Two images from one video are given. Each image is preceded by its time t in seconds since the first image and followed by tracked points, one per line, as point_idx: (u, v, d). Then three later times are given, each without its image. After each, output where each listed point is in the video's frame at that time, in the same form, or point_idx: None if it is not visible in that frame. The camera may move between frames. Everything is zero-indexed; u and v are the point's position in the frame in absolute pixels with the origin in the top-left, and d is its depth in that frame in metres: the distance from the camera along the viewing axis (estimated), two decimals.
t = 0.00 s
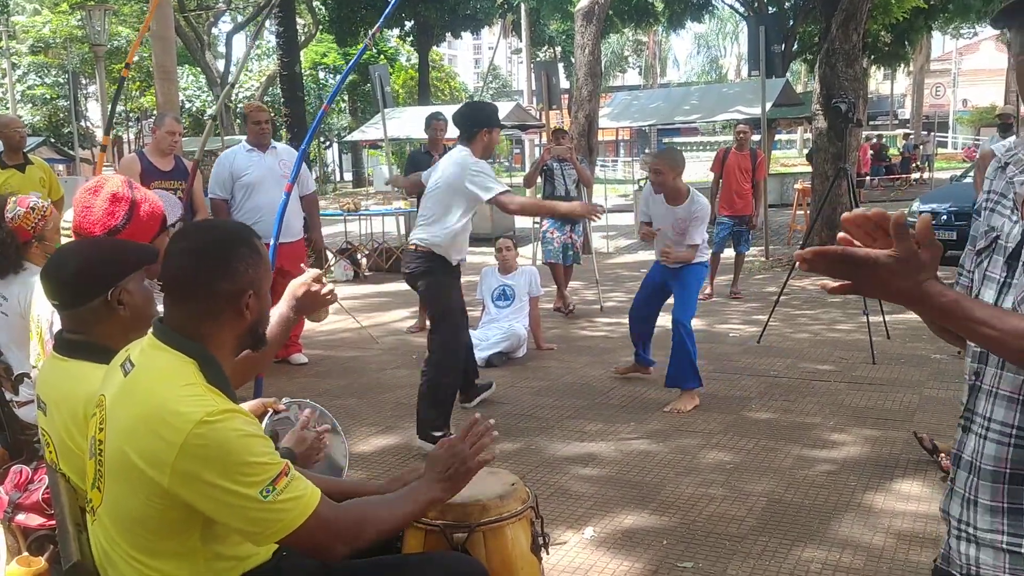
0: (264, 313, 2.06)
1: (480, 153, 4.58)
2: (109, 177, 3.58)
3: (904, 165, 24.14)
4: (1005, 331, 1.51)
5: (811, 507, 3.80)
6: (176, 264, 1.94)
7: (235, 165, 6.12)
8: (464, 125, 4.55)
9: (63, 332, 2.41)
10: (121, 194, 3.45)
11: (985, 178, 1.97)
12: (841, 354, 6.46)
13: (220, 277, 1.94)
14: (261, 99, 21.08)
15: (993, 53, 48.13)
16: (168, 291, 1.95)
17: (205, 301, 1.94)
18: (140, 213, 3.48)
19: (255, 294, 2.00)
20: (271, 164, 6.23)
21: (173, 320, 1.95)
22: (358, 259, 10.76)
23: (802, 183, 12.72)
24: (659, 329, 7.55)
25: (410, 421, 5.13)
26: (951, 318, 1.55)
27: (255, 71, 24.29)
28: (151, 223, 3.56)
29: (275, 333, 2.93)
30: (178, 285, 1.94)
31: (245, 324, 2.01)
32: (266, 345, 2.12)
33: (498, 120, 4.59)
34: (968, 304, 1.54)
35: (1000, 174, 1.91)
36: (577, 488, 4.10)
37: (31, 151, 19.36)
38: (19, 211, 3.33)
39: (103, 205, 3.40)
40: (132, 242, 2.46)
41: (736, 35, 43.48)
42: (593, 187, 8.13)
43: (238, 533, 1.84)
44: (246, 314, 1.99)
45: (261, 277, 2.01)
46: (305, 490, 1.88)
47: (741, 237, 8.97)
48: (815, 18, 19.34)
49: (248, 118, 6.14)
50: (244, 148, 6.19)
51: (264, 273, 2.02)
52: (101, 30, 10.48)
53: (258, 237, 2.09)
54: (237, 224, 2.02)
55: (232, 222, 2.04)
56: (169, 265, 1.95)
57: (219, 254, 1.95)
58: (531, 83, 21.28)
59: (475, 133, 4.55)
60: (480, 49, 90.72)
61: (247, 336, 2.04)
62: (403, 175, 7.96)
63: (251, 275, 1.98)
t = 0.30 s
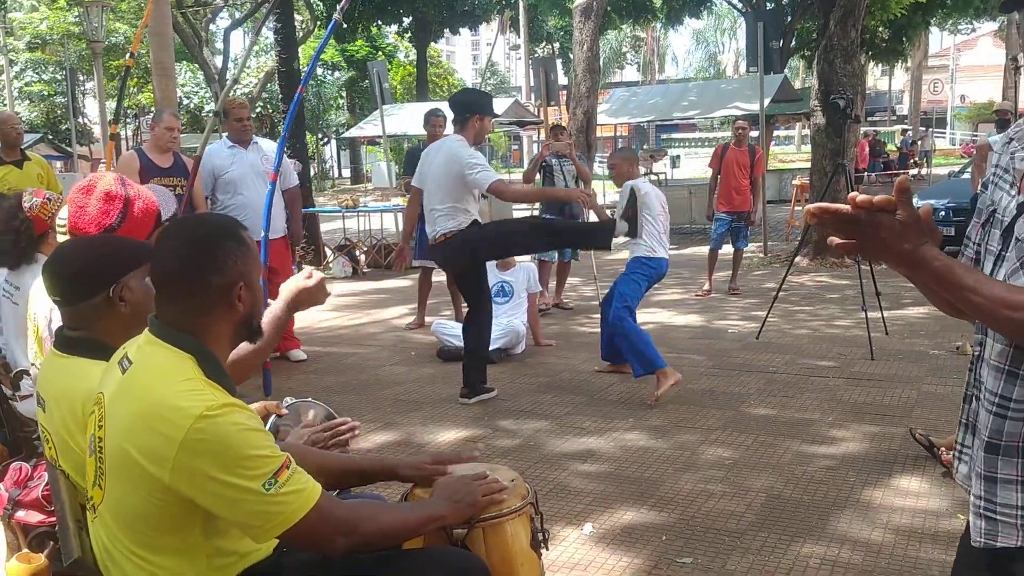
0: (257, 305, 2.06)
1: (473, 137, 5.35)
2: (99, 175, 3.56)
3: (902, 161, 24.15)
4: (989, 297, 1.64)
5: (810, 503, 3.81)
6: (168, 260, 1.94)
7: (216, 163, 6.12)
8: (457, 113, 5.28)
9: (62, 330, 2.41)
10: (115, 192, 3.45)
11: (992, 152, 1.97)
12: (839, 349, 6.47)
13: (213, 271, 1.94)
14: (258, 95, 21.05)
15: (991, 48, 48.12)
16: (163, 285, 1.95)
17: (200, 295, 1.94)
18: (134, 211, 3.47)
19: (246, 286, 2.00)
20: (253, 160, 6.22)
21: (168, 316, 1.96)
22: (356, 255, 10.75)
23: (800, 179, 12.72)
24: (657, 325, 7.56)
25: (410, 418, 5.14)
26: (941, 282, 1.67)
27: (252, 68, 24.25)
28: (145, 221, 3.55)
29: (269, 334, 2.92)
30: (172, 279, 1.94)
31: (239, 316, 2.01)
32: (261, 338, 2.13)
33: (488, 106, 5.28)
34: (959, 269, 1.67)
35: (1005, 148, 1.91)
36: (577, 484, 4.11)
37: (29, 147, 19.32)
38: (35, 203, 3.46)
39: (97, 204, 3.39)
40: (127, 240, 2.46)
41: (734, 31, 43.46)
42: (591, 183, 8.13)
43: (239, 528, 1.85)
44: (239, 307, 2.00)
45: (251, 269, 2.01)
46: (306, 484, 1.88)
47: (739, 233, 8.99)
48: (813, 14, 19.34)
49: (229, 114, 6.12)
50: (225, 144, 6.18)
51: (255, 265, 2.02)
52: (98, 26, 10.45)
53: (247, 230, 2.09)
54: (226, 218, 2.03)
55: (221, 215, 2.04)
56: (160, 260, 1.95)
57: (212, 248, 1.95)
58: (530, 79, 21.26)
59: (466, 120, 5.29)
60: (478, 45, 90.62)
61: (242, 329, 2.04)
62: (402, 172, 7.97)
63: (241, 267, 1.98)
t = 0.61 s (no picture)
0: (254, 298, 2.05)
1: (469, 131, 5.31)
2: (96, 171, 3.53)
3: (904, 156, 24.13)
4: (975, 309, 1.69)
5: (812, 498, 3.81)
6: (165, 254, 1.94)
7: (211, 159, 6.12)
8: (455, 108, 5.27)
9: (64, 324, 2.41)
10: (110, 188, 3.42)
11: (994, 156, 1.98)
12: (841, 344, 6.47)
13: (209, 265, 1.93)
14: (259, 89, 21.00)
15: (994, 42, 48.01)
16: (160, 279, 1.95)
17: (197, 289, 1.94)
18: (128, 209, 3.44)
19: (243, 280, 2.00)
20: (247, 155, 6.24)
21: (166, 311, 1.95)
22: (358, 251, 10.75)
23: (802, 174, 12.70)
24: (659, 320, 7.55)
25: (412, 413, 5.15)
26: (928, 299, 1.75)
27: (253, 62, 24.22)
28: (141, 216, 3.52)
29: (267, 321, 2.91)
30: (169, 274, 1.94)
31: (236, 311, 2.00)
32: (260, 332, 2.13)
33: (486, 98, 5.28)
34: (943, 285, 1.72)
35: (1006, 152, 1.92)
36: (579, 479, 4.11)
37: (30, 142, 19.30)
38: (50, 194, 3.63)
39: (91, 202, 3.37)
40: (124, 234, 2.45)
41: (736, 26, 43.39)
42: (593, 177, 8.12)
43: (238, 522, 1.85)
44: (236, 301, 1.99)
45: (247, 262, 2.01)
46: (306, 478, 1.88)
47: (741, 228, 8.97)
48: (815, 8, 19.31)
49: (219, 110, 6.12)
50: (219, 139, 6.18)
51: (251, 259, 2.02)
52: (99, 21, 10.45)
53: (243, 224, 2.09)
54: (220, 211, 2.02)
55: (217, 210, 2.03)
56: (157, 254, 1.95)
57: (207, 242, 1.95)
58: (531, 73, 21.23)
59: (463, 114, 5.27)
60: (479, 40, 90.51)
61: (240, 323, 2.04)
62: (403, 167, 7.96)
63: (238, 261, 1.98)
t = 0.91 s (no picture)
0: (253, 296, 2.05)
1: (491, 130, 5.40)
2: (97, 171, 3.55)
3: (902, 154, 24.15)
4: (915, 295, 1.70)
5: (810, 495, 3.82)
6: (162, 254, 1.94)
7: (206, 158, 6.11)
8: (477, 108, 5.35)
9: (64, 324, 2.41)
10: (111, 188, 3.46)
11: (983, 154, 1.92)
12: (840, 342, 6.48)
13: (208, 263, 1.94)
14: (257, 88, 20.97)
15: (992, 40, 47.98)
16: (158, 279, 1.95)
17: (195, 288, 1.94)
18: (130, 209, 3.50)
19: (241, 278, 2.00)
20: (242, 154, 6.25)
21: (164, 311, 1.96)
22: (357, 249, 10.75)
23: (800, 172, 12.73)
24: (658, 319, 7.56)
25: (411, 412, 5.16)
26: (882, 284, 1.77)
27: (252, 61, 24.21)
28: (141, 215, 3.58)
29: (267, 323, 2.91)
30: (166, 273, 1.94)
31: (236, 309, 2.01)
32: (260, 329, 2.13)
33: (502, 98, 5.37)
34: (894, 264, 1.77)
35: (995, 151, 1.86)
36: (578, 477, 4.12)
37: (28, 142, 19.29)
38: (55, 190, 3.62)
39: (93, 202, 3.42)
40: (123, 234, 2.46)
41: (734, 24, 43.40)
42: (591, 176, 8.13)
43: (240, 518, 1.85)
44: (234, 299, 1.99)
45: (245, 261, 2.01)
46: (307, 473, 1.88)
47: (740, 226, 8.97)
48: (813, 7, 19.31)
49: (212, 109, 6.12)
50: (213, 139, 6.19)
51: (248, 257, 2.02)
52: (98, 21, 10.44)
53: (241, 222, 2.09)
54: (216, 210, 2.02)
55: (215, 209, 2.04)
56: (155, 254, 1.96)
57: (204, 241, 1.95)
58: (529, 72, 21.22)
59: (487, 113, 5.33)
60: (477, 39, 90.49)
61: (239, 322, 2.04)
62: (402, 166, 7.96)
63: (235, 260, 1.98)
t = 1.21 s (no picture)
0: (257, 300, 2.06)
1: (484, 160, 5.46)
2: (113, 169, 3.57)
3: (899, 152, 24.18)
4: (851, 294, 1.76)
5: (807, 493, 3.83)
6: (166, 256, 1.95)
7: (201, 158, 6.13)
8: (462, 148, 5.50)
9: (59, 324, 2.41)
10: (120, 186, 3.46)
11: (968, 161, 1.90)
12: (837, 340, 6.49)
13: (213, 265, 1.94)
14: (254, 88, 20.97)
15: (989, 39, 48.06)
16: (161, 280, 1.96)
17: (199, 289, 1.95)
18: (139, 207, 3.49)
19: (246, 283, 2.00)
20: (236, 154, 6.26)
21: (168, 313, 1.96)
22: (354, 248, 10.75)
23: (798, 170, 12.75)
24: (656, 317, 7.57)
25: (409, 411, 5.16)
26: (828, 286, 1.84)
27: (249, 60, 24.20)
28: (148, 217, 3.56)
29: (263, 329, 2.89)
30: (170, 275, 1.94)
31: (239, 313, 2.01)
32: (262, 333, 2.13)
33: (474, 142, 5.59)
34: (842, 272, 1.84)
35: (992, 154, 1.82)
36: (576, 476, 4.12)
37: (25, 142, 19.28)
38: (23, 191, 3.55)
39: (101, 198, 3.42)
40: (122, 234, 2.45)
41: (731, 23, 43.45)
42: (588, 174, 8.13)
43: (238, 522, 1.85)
44: (238, 303, 2.00)
45: (250, 265, 2.02)
46: (305, 478, 1.89)
47: (737, 224, 8.98)
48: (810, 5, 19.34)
49: (207, 109, 6.11)
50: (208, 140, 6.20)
51: (253, 262, 2.02)
52: (94, 20, 10.43)
53: (248, 226, 2.09)
54: (223, 212, 2.03)
55: (220, 210, 2.04)
56: (159, 256, 1.96)
57: (208, 244, 1.95)
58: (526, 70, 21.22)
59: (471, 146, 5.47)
60: (474, 38, 90.51)
61: (242, 325, 2.05)
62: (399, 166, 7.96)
63: (241, 264, 1.99)
